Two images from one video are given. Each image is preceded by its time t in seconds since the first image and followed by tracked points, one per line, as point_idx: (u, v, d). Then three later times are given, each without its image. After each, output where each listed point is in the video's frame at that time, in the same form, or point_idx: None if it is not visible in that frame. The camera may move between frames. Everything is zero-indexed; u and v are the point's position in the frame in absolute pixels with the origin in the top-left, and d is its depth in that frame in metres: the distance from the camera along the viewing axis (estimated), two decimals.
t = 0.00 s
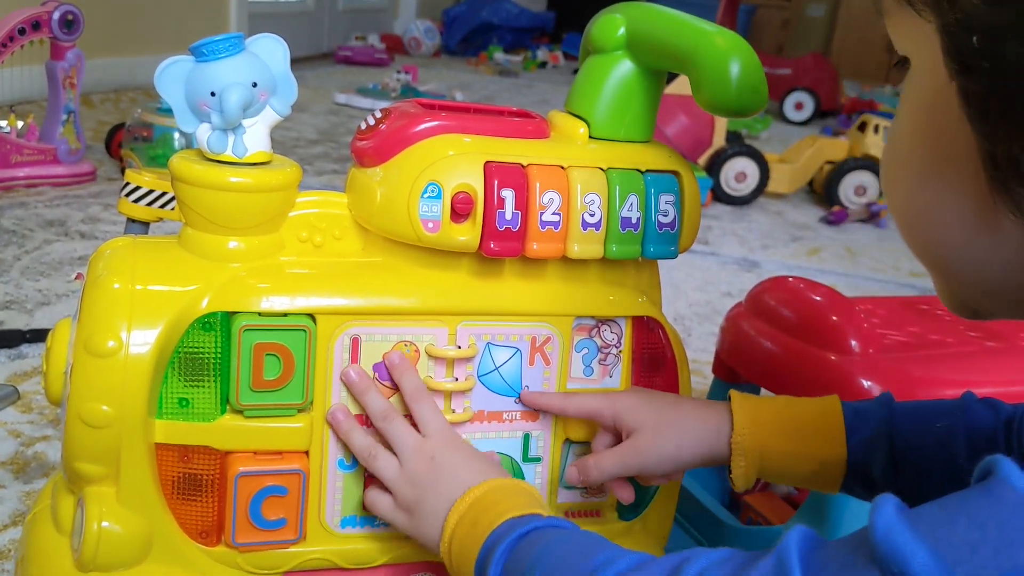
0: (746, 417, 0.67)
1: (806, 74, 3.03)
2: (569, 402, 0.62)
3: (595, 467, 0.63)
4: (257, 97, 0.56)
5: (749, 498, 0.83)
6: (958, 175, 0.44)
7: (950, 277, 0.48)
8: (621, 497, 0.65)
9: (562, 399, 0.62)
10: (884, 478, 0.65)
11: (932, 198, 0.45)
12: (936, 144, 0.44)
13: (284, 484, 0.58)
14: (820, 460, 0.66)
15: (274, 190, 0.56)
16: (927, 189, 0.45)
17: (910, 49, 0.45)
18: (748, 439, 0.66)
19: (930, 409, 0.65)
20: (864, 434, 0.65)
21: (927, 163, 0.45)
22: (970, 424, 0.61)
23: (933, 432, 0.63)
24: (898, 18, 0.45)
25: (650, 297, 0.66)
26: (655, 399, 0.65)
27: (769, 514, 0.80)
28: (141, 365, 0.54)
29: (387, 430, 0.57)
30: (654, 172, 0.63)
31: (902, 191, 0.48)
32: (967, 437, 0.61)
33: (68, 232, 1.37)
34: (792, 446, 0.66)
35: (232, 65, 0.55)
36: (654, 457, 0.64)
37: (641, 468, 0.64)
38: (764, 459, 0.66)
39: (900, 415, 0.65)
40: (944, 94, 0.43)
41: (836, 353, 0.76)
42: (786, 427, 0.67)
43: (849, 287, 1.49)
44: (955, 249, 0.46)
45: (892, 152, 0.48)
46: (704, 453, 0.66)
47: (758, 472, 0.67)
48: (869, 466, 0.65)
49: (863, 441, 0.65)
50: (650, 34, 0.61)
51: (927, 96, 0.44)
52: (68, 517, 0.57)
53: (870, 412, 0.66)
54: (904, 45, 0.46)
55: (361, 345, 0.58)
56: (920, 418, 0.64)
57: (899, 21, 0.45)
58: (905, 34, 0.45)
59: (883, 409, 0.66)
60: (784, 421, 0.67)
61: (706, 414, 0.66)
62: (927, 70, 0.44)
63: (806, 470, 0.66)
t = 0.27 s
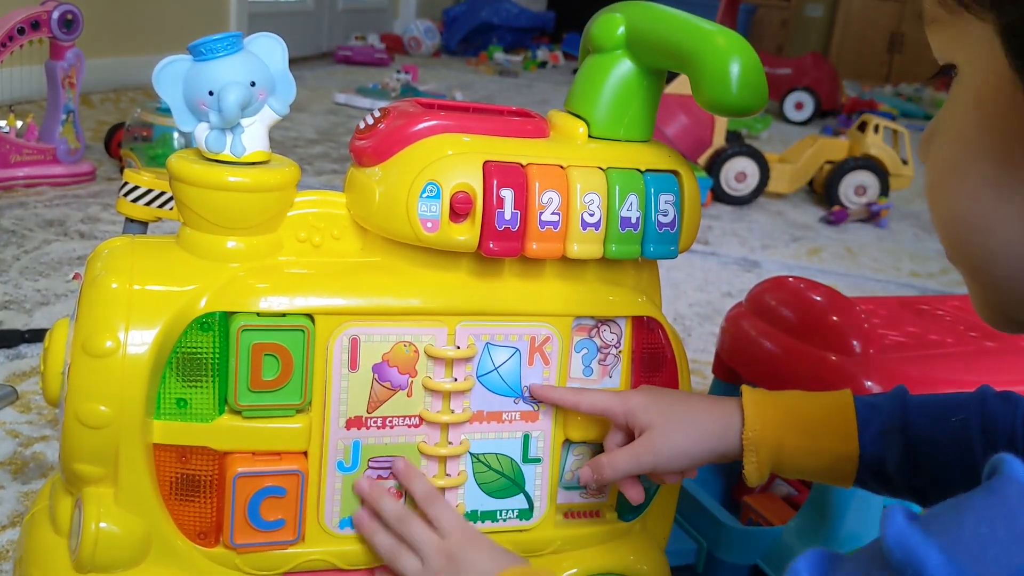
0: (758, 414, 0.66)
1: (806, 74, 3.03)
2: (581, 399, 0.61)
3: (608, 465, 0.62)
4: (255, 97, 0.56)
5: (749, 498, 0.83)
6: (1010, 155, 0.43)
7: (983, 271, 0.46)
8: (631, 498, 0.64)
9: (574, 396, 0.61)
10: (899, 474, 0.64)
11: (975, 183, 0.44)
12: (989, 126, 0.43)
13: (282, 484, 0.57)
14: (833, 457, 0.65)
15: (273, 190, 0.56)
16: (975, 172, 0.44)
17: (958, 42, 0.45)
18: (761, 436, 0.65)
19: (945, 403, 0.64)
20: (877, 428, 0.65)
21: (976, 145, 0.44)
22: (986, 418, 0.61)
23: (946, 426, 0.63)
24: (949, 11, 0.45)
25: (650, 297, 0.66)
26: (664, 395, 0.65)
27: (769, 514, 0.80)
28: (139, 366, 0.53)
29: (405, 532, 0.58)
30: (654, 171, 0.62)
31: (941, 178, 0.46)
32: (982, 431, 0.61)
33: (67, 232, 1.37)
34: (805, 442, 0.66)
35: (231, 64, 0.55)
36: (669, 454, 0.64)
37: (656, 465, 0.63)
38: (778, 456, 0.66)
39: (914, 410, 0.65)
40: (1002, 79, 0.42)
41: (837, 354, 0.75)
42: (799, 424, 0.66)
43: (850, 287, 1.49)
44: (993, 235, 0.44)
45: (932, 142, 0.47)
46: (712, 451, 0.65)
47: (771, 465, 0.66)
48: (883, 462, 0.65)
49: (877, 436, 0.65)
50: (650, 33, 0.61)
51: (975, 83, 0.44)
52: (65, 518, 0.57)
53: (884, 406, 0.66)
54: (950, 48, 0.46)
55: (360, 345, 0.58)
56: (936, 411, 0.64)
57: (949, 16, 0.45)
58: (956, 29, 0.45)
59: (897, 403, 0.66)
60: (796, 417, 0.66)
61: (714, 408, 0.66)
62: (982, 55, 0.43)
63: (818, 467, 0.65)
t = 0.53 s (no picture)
0: (728, 429, 0.60)
1: (806, 74, 3.03)
2: (552, 417, 0.61)
3: (584, 487, 0.60)
4: (257, 97, 0.56)
5: (750, 498, 0.84)
6: None
7: (999, 279, 0.43)
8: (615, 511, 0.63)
9: (545, 414, 0.61)
10: (878, 479, 0.60)
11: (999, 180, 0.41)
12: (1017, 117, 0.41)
13: (284, 484, 0.58)
14: (811, 469, 0.60)
15: (274, 190, 0.56)
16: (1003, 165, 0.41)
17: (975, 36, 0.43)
18: (737, 454, 0.59)
19: (916, 398, 0.60)
20: (852, 435, 0.60)
21: (1000, 140, 0.41)
22: (961, 414, 0.58)
23: (921, 424, 0.59)
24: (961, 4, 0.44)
25: (651, 297, 0.66)
26: (646, 410, 0.61)
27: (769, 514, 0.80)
28: (140, 366, 0.53)
29: None
30: (655, 172, 0.62)
31: (953, 181, 0.43)
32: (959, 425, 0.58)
33: (68, 232, 1.37)
34: (783, 457, 0.60)
35: (232, 64, 0.55)
36: (646, 482, 0.60)
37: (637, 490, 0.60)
38: (756, 472, 0.60)
39: (879, 411, 0.61)
40: None
41: (837, 354, 0.75)
42: (771, 435, 0.60)
43: (850, 287, 1.49)
44: (1015, 234, 0.41)
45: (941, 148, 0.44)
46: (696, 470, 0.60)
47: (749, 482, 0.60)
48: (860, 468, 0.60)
49: (850, 442, 0.60)
50: (651, 33, 0.61)
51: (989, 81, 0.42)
52: (67, 518, 0.57)
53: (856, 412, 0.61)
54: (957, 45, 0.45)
55: (362, 346, 0.58)
56: (906, 408, 0.60)
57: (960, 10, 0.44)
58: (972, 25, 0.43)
59: (863, 407, 0.61)
60: (768, 426, 0.60)
61: (688, 425, 0.61)
62: (1004, 49, 0.42)
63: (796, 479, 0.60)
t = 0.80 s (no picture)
0: (655, 466, 0.55)
1: (806, 74, 3.03)
2: (471, 482, 0.56)
3: (513, 541, 0.56)
4: (257, 98, 0.56)
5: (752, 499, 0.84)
6: None
7: (996, 277, 0.41)
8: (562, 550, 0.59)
9: (459, 484, 0.56)
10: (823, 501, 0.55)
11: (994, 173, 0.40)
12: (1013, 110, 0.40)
13: (284, 485, 0.58)
14: (744, 496, 0.55)
15: (273, 190, 0.56)
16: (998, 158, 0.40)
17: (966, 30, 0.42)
18: (665, 490, 0.54)
19: (845, 411, 0.57)
20: (771, 453, 0.56)
21: (994, 132, 0.40)
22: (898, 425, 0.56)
23: (855, 442, 0.56)
24: None
25: (650, 298, 0.66)
26: (566, 455, 0.56)
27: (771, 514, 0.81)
28: (141, 366, 0.53)
29: None
30: (654, 172, 0.62)
31: (949, 178, 0.42)
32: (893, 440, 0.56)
33: (68, 232, 1.37)
34: (707, 485, 0.55)
35: (232, 65, 0.55)
36: (577, 533, 0.54)
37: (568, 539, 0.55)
38: (688, 508, 0.55)
39: (806, 429, 0.56)
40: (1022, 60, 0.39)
41: (837, 355, 0.75)
42: (695, 463, 0.55)
43: (850, 287, 1.49)
44: (1011, 228, 0.40)
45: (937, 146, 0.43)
46: (623, 510, 0.55)
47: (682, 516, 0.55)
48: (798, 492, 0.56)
49: (773, 461, 0.56)
50: (651, 34, 0.61)
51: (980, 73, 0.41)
52: (67, 518, 0.57)
53: (775, 431, 0.56)
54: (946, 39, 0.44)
55: (362, 346, 0.58)
56: (842, 423, 0.56)
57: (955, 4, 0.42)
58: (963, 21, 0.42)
59: (786, 424, 0.57)
60: (693, 454, 0.55)
61: (606, 465, 0.55)
62: (995, 41, 0.41)
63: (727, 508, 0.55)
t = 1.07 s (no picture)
0: (599, 481, 0.54)
1: (806, 74, 3.03)
2: (440, 506, 0.59)
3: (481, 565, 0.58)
4: (254, 97, 0.56)
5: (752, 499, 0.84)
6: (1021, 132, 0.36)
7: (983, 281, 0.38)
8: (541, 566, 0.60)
9: (434, 507, 0.59)
10: (773, 511, 0.54)
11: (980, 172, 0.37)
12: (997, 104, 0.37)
13: (282, 485, 0.58)
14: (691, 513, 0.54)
15: (271, 190, 0.56)
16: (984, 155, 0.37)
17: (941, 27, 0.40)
18: (609, 503, 0.54)
19: (790, 418, 0.55)
20: (714, 464, 0.54)
21: (979, 128, 0.37)
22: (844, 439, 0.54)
23: (800, 450, 0.54)
24: None
25: (649, 298, 0.66)
26: (519, 477, 0.57)
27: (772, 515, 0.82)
28: (138, 366, 0.53)
29: None
30: (653, 172, 0.62)
31: (932, 178, 0.39)
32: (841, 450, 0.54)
33: (66, 232, 1.37)
34: (652, 498, 0.54)
35: (230, 64, 0.55)
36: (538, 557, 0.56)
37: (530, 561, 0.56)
38: (634, 521, 0.54)
39: (748, 440, 0.54)
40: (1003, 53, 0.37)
41: (836, 355, 0.75)
42: (640, 476, 0.54)
43: (850, 287, 1.49)
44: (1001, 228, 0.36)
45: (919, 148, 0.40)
46: (578, 529, 0.55)
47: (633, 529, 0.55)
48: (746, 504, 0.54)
49: (714, 473, 0.54)
50: (650, 33, 0.61)
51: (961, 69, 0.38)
52: (65, 519, 0.57)
53: (719, 442, 0.55)
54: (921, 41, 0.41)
55: (360, 346, 0.58)
56: (786, 431, 0.54)
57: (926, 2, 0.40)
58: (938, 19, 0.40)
59: (730, 436, 0.55)
60: (643, 466, 0.55)
61: (558, 482, 0.56)
62: (974, 36, 0.38)
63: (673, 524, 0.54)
